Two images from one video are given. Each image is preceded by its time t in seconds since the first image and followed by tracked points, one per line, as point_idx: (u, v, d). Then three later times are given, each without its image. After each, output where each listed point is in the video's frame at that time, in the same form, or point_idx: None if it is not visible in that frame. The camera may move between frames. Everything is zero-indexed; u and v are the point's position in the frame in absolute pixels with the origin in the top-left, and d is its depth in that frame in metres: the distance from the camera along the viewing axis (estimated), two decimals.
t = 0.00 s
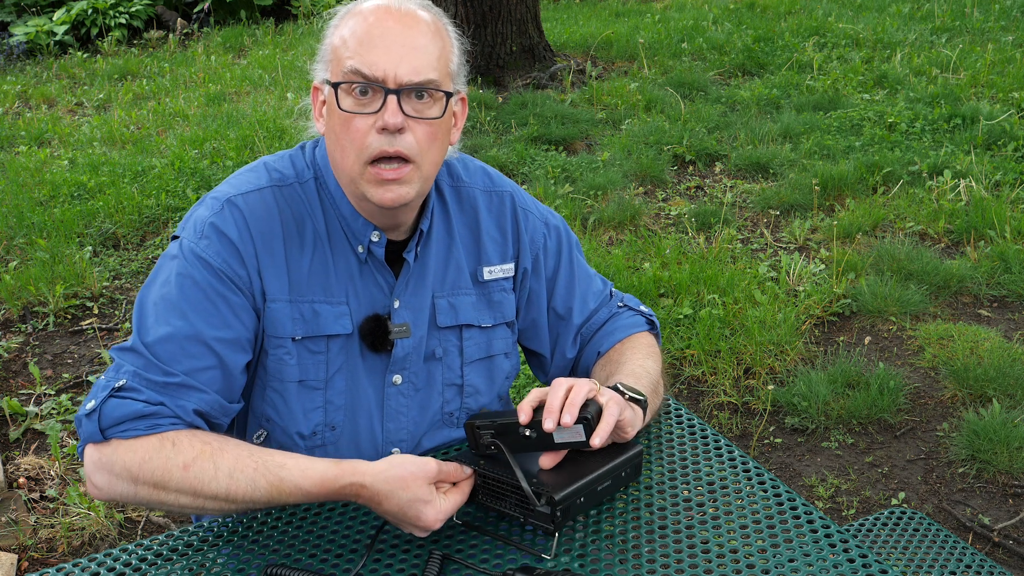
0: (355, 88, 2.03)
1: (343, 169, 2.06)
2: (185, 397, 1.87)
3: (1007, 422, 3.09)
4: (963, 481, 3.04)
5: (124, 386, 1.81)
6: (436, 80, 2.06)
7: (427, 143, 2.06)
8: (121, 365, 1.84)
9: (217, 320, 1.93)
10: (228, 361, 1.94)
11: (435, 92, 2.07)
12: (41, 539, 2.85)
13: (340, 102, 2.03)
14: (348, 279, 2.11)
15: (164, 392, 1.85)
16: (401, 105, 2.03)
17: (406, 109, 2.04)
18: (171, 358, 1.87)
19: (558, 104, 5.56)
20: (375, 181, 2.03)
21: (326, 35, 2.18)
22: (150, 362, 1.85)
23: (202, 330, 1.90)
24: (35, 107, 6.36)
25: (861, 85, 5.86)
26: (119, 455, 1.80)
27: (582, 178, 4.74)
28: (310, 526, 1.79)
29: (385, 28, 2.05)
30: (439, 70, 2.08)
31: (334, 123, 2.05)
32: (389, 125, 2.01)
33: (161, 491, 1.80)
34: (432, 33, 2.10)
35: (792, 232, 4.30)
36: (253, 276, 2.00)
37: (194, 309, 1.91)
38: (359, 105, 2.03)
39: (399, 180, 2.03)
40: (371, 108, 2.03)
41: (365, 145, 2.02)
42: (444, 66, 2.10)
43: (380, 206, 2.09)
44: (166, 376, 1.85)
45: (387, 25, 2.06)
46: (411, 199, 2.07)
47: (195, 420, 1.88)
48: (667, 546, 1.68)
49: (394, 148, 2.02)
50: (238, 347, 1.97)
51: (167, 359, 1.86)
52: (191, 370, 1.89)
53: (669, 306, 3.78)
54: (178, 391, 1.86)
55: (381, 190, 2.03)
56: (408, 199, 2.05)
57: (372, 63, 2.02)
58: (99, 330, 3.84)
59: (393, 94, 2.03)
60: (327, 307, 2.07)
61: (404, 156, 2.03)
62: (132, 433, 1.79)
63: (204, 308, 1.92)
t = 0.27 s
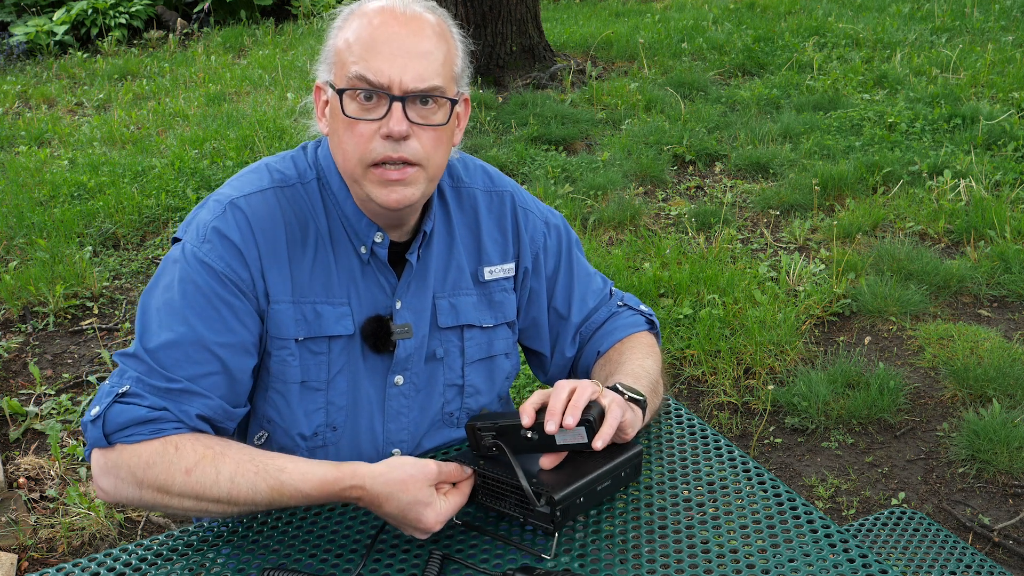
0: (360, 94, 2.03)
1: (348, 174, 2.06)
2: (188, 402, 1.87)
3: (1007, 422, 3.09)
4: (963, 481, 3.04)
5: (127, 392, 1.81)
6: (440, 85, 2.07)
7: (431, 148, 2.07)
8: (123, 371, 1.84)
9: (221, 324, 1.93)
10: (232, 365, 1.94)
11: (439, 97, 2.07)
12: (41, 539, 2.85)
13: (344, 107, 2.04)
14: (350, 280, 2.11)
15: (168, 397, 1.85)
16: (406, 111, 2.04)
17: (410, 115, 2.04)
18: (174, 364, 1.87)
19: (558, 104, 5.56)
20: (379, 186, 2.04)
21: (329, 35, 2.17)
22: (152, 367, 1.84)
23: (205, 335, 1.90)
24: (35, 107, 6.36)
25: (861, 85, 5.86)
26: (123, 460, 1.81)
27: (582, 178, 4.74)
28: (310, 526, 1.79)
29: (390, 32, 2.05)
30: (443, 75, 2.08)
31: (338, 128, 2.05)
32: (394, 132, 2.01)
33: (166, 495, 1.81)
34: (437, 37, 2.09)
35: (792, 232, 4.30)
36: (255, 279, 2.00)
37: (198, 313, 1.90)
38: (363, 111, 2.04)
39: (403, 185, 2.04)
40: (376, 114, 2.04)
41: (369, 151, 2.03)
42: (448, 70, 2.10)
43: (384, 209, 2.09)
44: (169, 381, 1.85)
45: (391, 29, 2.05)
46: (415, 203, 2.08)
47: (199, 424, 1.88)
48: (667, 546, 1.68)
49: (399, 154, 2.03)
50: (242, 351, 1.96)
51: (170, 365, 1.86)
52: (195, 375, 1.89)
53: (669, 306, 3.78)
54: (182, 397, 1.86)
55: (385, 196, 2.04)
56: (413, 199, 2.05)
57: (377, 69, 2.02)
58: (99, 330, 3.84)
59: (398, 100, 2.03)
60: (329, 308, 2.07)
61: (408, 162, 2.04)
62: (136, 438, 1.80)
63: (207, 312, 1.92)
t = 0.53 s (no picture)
0: (365, 95, 2.04)
1: (353, 174, 2.07)
2: (192, 398, 1.86)
3: (1007, 422, 3.09)
4: (963, 481, 3.04)
5: (131, 387, 1.81)
6: (446, 87, 2.07)
7: (435, 149, 2.08)
8: (127, 365, 1.84)
9: (226, 320, 1.92)
10: (236, 361, 1.94)
11: (444, 98, 2.07)
12: (41, 539, 2.85)
13: (350, 108, 2.04)
14: (354, 277, 2.11)
15: (172, 392, 1.84)
16: (412, 114, 2.04)
17: (416, 117, 2.05)
18: (179, 359, 1.86)
19: (558, 104, 5.56)
20: (385, 186, 2.05)
21: (334, 34, 2.17)
22: (156, 363, 1.84)
23: (209, 331, 1.89)
24: (35, 107, 6.36)
25: (861, 85, 5.86)
26: (125, 454, 1.80)
27: (582, 178, 4.74)
28: (310, 526, 1.79)
29: (395, 32, 2.05)
30: (448, 76, 2.08)
31: (344, 129, 2.06)
32: (400, 134, 2.02)
33: (167, 491, 1.81)
34: (442, 38, 2.10)
35: (792, 232, 4.30)
36: (261, 275, 1.99)
37: (203, 309, 1.90)
38: (369, 112, 2.04)
39: (406, 184, 2.05)
40: (383, 116, 2.04)
41: (374, 151, 2.03)
42: (453, 72, 2.10)
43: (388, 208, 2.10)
44: (173, 377, 1.84)
45: (397, 30, 2.05)
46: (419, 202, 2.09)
47: (202, 420, 1.87)
48: (667, 546, 1.68)
49: (405, 156, 2.03)
50: (245, 346, 1.96)
51: (175, 361, 1.86)
52: (199, 371, 1.88)
53: (669, 306, 3.78)
54: (186, 392, 1.85)
55: (390, 195, 2.05)
56: (417, 198, 2.06)
57: (383, 71, 2.02)
58: (99, 330, 3.84)
59: (404, 102, 2.03)
60: (333, 306, 2.06)
61: (413, 162, 2.04)
62: (139, 433, 1.79)
63: (212, 308, 1.91)
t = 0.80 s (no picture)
0: (365, 90, 2.03)
1: (352, 170, 2.07)
2: (189, 394, 1.84)
3: (1007, 422, 3.09)
4: (963, 481, 3.04)
5: (128, 379, 1.78)
6: (445, 82, 2.07)
7: (436, 144, 2.07)
8: (125, 359, 1.81)
9: (227, 317, 1.91)
10: (236, 358, 1.92)
11: (444, 94, 2.08)
12: (41, 539, 2.85)
13: (348, 103, 2.03)
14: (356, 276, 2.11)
15: (170, 388, 1.81)
16: (411, 107, 2.04)
17: (416, 112, 2.04)
18: (179, 355, 1.84)
19: (558, 104, 5.56)
20: (385, 181, 2.04)
21: (333, 32, 2.17)
22: (154, 357, 1.81)
23: (209, 327, 1.87)
24: (35, 107, 6.36)
25: (861, 85, 5.86)
26: (117, 448, 1.76)
27: (582, 178, 4.74)
28: (310, 526, 1.78)
29: (394, 30, 2.05)
30: (447, 72, 2.08)
31: (342, 125, 2.05)
32: (399, 128, 2.01)
33: (151, 487, 1.74)
34: (441, 35, 2.10)
35: (792, 232, 4.30)
36: (263, 273, 1.99)
37: (204, 306, 1.88)
38: (368, 108, 2.03)
39: (408, 181, 2.04)
40: (381, 110, 2.03)
41: (374, 147, 2.03)
42: (452, 68, 2.10)
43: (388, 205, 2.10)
44: (171, 372, 1.82)
45: (396, 27, 2.06)
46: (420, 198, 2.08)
47: (197, 418, 1.84)
48: (667, 546, 1.68)
49: (405, 149, 2.03)
50: (246, 344, 1.95)
51: (174, 356, 1.83)
52: (198, 368, 1.86)
53: (669, 306, 3.78)
54: (184, 387, 1.83)
55: (391, 190, 2.04)
56: (419, 194, 2.06)
57: (382, 66, 2.02)
58: (99, 330, 3.84)
59: (403, 96, 2.03)
60: (336, 305, 2.07)
61: (414, 157, 2.04)
62: (132, 427, 1.75)
63: (214, 305, 1.90)
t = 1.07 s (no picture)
0: (355, 91, 2.03)
1: (346, 173, 2.06)
2: (158, 400, 1.87)
3: (1007, 422, 3.09)
4: (963, 481, 3.04)
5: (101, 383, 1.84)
6: (436, 81, 2.07)
7: (427, 143, 2.06)
8: (102, 364, 1.87)
9: (198, 327, 1.94)
10: (206, 366, 1.94)
11: (435, 93, 2.07)
12: (41, 539, 2.85)
13: (340, 105, 2.03)
14: (343, 281, 2.11)
15: (139, 394, 1.85)
16: (402, 107, 2.03)
17: (407, 111, 2.04)
18: (149, 364, 1.87)
19: (558, 104, 5.56)
20: (377, 182, 2.03)
21: (323, 34, 2.17)
22: (128, 363, 1.86)
23: (179, 335, 1.91)
24: (35, 107, 6.36)
25: (861, 85, 5.86)
26: (90, 447, 1.82)
27: (582, 178, 4.75)
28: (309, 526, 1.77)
29: (385, 30, 2.05)
30: (438, 71, 2.08)
31: (335, 126, 2.05)
32: (391, 127, 2.01)
33: (115, 483, 1.79)
34: (431, 34, 2.10)
35: (792, 232, 4.30)
36: (236, 283, 2.00)
37: (174, 315, 1.91)
38: (359, 108, 2.03)
39: (400, 182, 2.04)
40: (372, 110, 2.03)
41: (366, 147, 2.02)
42: (443, 67, 2.10)
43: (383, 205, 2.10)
44: (142, 378, 1.86)
45: (387, 27, 2.05)
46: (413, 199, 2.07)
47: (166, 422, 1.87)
48: (667, 546, 1.68)
49: (396, 149, 2.02)
50: (221, 354, 1.97)
51: (144, 365, 1.87)
52: (168, 375, 1.89)
53: (669, 306, 3.78)
54: (152, 393, 1.87)
55: (383, 192, 2.03)
56: (411, 194, 2.05)
57: (373, 66, 2.02)
58: (99, 330, 3.84)
59: (394, 96, 2.03)
60: (321, 311, 2.07)
61: (406, 157, 2.03)
62: (102, 427, 1.81)
63: (183, 315, 1.92)
